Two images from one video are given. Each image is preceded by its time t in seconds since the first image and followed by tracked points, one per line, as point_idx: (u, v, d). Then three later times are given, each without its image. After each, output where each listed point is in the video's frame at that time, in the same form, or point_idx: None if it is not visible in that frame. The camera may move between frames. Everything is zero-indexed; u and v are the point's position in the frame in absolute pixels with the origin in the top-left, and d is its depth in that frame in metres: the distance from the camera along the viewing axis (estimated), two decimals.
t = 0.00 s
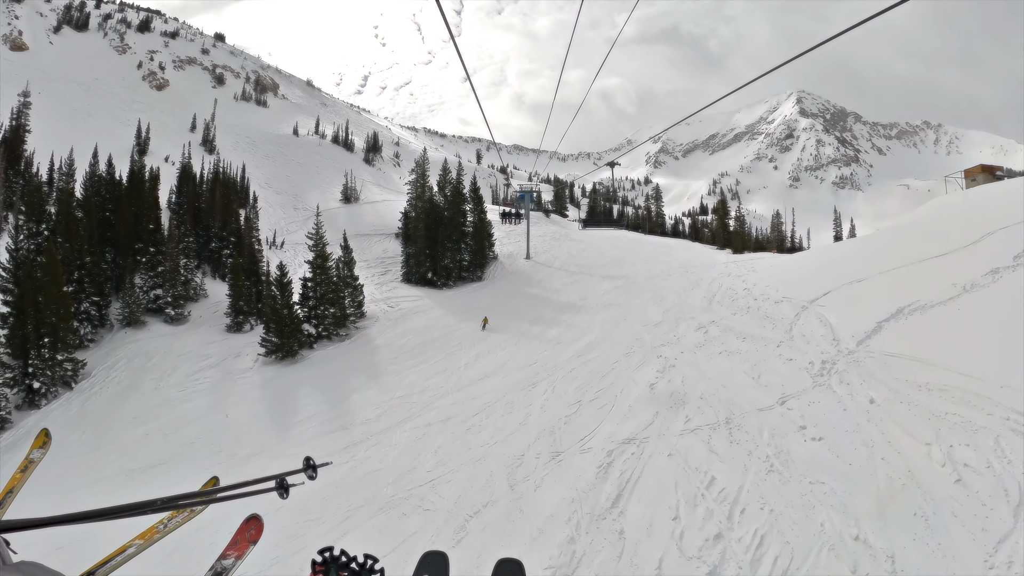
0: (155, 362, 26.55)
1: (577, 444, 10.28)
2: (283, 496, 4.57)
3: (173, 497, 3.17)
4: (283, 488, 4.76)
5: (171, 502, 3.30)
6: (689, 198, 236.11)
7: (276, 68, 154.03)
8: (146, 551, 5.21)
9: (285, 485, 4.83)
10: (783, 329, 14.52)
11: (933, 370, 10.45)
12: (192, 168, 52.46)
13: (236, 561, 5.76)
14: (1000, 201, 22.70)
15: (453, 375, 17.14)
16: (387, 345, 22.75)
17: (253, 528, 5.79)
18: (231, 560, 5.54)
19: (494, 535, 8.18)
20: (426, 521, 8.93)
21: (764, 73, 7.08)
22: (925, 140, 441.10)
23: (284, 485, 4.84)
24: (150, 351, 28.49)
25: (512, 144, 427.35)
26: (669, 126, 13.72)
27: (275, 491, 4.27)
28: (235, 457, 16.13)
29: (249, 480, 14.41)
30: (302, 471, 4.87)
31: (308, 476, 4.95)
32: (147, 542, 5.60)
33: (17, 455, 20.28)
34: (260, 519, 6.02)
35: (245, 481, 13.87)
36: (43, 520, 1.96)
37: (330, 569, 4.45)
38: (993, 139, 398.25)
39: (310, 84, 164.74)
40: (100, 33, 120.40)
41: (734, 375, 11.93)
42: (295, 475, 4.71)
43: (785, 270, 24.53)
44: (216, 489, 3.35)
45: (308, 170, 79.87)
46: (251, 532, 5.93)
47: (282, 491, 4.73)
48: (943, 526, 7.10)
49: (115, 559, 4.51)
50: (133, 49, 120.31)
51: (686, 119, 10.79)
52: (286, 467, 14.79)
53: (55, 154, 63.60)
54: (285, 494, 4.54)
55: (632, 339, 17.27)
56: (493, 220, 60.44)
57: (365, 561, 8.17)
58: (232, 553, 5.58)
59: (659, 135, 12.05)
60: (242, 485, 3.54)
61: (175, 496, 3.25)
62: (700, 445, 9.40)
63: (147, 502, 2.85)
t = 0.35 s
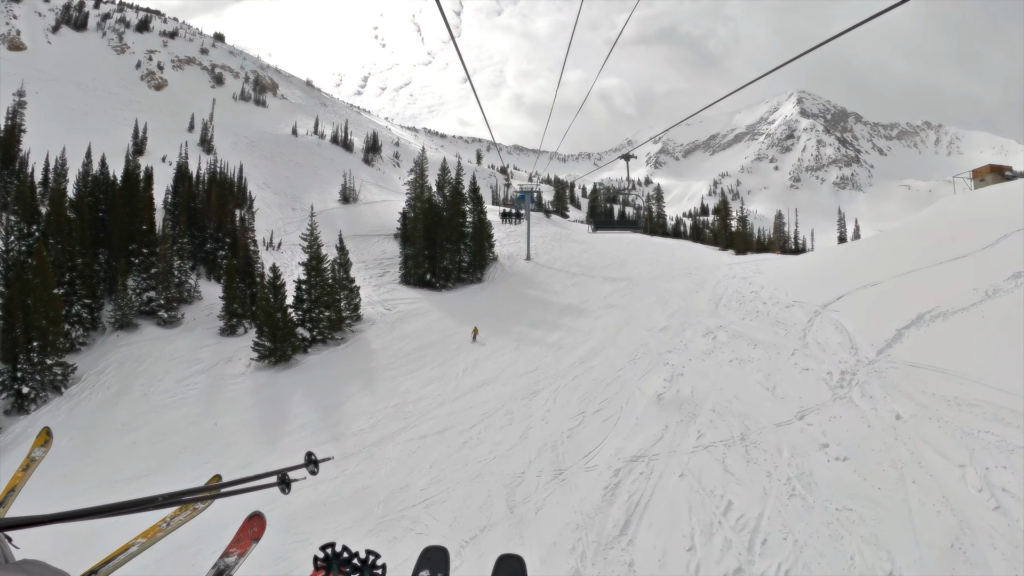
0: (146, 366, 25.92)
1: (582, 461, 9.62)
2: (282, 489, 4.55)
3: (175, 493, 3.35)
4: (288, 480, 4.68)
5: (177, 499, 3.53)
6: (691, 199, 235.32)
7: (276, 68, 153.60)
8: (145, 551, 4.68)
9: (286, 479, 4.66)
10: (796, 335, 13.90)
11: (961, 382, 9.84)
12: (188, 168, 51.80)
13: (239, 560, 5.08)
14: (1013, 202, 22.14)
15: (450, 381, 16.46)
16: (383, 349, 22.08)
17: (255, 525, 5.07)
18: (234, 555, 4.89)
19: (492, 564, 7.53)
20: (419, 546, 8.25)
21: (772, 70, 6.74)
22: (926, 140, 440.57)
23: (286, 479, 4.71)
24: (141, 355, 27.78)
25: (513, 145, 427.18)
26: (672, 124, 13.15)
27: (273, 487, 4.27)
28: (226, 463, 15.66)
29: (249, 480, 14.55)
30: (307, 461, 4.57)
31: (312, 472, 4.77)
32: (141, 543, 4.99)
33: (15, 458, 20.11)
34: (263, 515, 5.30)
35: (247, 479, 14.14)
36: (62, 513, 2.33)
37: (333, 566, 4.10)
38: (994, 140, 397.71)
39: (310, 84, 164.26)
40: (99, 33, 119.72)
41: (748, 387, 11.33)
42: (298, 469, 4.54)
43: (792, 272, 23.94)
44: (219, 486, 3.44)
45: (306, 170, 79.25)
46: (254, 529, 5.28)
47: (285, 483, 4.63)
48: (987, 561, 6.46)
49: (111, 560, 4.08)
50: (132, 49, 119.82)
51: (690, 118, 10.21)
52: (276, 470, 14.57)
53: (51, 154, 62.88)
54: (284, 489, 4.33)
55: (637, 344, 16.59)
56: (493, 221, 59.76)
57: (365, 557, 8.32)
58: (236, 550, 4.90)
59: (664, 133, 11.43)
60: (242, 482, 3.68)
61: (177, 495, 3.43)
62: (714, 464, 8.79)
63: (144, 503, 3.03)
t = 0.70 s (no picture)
0: (138, 370, 25.31)
1: (585, 479, 9.01)
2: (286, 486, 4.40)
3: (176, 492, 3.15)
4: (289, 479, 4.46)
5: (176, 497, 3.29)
6: (691, 199, 234.63)
7: (275, 67, 153.07)
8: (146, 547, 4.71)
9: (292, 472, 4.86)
10: (811, 342, 13.35)
11: (992, 396, 9.29)
12: (183, 167, 51.23)
13: (238, 559, 5.17)
14: None
15: (447, 388, 15.82)
16: (378, 354, 21.40)
17: (255, 524, 5.22)
18: (234, 554, 5.02)
19: None
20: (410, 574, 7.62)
21: (768, 71, 6.51)
22: (927, 140, 439.87)
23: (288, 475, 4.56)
24: (132, 358, 27.15)
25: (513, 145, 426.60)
26: (676, 121, 12.54)
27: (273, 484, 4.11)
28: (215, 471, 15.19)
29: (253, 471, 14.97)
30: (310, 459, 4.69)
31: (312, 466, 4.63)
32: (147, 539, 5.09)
33: (12, 461, 19.86)
34: (261, 515, 5.46)
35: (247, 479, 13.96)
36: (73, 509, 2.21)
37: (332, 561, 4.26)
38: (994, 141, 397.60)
39: (310, 84, 163.86)
40: (97, 32, 119.03)
41: (764, 398, 10.80)
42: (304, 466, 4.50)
43: (799, 273, 23.41)
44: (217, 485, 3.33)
45: (304, 169, 78.59)
46: (254, 527, 5.39)
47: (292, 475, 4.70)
48: None
49: (108, 558, 3.97)
50: (131, 48, 119.30)
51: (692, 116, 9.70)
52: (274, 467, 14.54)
53: (46, 154, 62.29)
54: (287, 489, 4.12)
55: (642, 349, 15.93)
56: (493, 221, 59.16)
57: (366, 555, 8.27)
58: (235, 549, 5.01)
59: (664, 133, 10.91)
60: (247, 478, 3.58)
61: (177, 492, 3.22)
62: (730, 486, 8.23)
63: (147, 500, 2.83)
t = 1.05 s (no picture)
0: (128, 374, 24.74)
1: (590, 500, 8.49)
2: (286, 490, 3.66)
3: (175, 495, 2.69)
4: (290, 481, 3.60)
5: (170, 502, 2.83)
6: (691, 199, 234.03)
7: (274, 67, 152.51)
8: (144, 551, 4.30)
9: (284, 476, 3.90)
10: (827, 351, 12.84)
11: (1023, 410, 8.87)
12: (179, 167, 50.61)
13: (238, 565, 4.75)
14: None
15: (445, 394, 15.21)
16: (374, 357, 20.76)
17: (254, 528, 4.67)
18: (233, 560, 4.51)
19: None
20: None
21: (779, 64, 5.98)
22: (927, 140, 439.29)
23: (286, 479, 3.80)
24: (123, 362, 26.54)
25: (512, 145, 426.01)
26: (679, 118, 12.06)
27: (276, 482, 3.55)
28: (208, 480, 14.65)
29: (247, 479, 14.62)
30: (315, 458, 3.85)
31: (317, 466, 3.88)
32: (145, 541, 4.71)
33: (13, 461, 19.50)
34: (262, 518, 4.85)
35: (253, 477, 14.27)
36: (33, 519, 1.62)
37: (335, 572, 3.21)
38: (995, 141, 397.22)
39: (309, 83, 163.26)
40: (95, 31, 118.35)
41: (780, 410, 10.40)
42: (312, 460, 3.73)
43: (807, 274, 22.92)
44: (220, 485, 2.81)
45: (303, 169, 77.99)
46: (254, 532, 4.82)
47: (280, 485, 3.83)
48: None
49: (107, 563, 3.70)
50: (129, 47, 118.71)
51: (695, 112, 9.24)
52: (271, 473, 14.18)
53: (41, 153, 61.62)
54: (287, 490, 3.40)
55: (648, 354, 15.30)
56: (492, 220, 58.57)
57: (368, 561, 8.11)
58: (235, 554, 4.56)
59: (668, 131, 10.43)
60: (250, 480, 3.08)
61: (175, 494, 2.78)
62: (749, 510, 7.84)
63: (144, 505, 2.32)
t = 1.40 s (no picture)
0: (118, 378, 24.10)
1: (595, 523, 7.98)
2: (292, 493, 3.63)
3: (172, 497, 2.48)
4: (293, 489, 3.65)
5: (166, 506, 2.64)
6: (691, 199, 233.71)
7: (273, 65, 151.94)
8: (139, 553, 4.44)
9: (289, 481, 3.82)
10: (844, 359, 12.39)
11: None
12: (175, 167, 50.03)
13: (236, 566, 4.93)
14: None
15: (442, 401, 14.64)
16: (370, 360, 20.23)
17: (255, 530, 4.98)
18: (234, 560, 4.70)
19: None
20: None
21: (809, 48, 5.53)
22: (928, 140, 438.83)
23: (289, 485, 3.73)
24: (113, 365, 25.91)
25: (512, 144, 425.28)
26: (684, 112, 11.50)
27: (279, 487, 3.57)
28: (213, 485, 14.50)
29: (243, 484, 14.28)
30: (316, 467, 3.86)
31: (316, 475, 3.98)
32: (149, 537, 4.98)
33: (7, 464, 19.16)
34: (262, 521, 5.19)
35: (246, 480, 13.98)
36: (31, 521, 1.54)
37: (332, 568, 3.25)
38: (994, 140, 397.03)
39: (308, 82, 162.60)
40: (92, 30, 117.55)
41: (798, 424, 9.99)
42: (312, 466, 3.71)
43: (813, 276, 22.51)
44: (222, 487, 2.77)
45: (301, 168, 77.38)
46: (253, 534, 5.10)
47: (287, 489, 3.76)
48: None
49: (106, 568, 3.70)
50: (126, 46, 118.08)
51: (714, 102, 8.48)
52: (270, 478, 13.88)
53: (36, 152, 60.93)
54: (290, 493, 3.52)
55: (654, 359, 14.73)
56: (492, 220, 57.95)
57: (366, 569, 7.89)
58: (235, 556, 4.76)
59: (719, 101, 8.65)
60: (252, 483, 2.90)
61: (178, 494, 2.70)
62: (768, 536, 7.44)
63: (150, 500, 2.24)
